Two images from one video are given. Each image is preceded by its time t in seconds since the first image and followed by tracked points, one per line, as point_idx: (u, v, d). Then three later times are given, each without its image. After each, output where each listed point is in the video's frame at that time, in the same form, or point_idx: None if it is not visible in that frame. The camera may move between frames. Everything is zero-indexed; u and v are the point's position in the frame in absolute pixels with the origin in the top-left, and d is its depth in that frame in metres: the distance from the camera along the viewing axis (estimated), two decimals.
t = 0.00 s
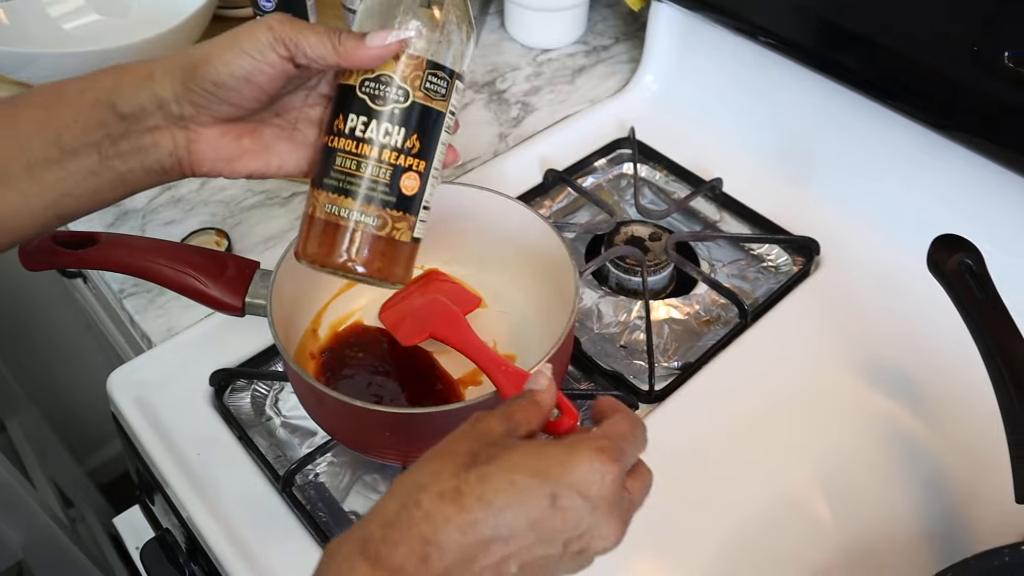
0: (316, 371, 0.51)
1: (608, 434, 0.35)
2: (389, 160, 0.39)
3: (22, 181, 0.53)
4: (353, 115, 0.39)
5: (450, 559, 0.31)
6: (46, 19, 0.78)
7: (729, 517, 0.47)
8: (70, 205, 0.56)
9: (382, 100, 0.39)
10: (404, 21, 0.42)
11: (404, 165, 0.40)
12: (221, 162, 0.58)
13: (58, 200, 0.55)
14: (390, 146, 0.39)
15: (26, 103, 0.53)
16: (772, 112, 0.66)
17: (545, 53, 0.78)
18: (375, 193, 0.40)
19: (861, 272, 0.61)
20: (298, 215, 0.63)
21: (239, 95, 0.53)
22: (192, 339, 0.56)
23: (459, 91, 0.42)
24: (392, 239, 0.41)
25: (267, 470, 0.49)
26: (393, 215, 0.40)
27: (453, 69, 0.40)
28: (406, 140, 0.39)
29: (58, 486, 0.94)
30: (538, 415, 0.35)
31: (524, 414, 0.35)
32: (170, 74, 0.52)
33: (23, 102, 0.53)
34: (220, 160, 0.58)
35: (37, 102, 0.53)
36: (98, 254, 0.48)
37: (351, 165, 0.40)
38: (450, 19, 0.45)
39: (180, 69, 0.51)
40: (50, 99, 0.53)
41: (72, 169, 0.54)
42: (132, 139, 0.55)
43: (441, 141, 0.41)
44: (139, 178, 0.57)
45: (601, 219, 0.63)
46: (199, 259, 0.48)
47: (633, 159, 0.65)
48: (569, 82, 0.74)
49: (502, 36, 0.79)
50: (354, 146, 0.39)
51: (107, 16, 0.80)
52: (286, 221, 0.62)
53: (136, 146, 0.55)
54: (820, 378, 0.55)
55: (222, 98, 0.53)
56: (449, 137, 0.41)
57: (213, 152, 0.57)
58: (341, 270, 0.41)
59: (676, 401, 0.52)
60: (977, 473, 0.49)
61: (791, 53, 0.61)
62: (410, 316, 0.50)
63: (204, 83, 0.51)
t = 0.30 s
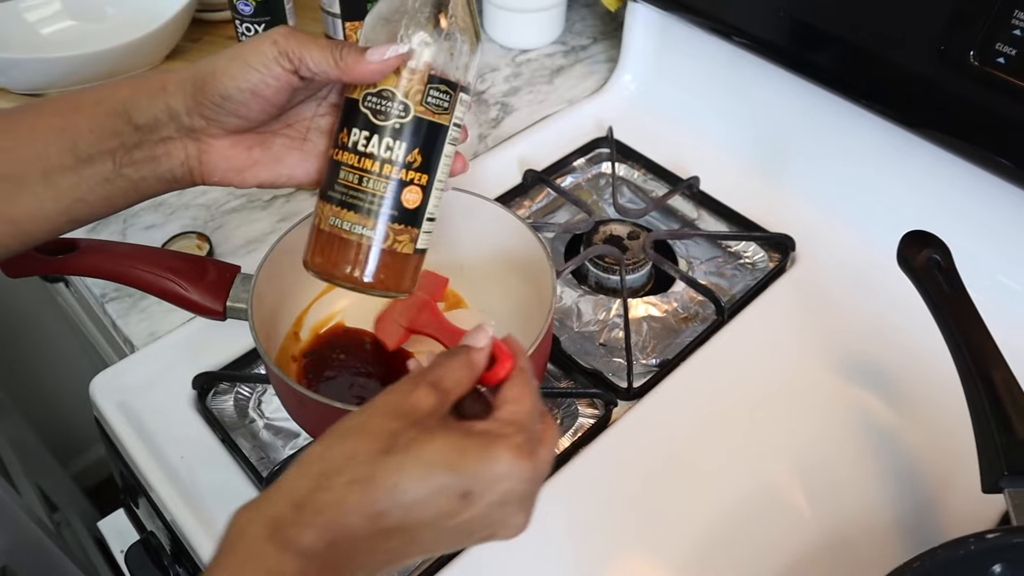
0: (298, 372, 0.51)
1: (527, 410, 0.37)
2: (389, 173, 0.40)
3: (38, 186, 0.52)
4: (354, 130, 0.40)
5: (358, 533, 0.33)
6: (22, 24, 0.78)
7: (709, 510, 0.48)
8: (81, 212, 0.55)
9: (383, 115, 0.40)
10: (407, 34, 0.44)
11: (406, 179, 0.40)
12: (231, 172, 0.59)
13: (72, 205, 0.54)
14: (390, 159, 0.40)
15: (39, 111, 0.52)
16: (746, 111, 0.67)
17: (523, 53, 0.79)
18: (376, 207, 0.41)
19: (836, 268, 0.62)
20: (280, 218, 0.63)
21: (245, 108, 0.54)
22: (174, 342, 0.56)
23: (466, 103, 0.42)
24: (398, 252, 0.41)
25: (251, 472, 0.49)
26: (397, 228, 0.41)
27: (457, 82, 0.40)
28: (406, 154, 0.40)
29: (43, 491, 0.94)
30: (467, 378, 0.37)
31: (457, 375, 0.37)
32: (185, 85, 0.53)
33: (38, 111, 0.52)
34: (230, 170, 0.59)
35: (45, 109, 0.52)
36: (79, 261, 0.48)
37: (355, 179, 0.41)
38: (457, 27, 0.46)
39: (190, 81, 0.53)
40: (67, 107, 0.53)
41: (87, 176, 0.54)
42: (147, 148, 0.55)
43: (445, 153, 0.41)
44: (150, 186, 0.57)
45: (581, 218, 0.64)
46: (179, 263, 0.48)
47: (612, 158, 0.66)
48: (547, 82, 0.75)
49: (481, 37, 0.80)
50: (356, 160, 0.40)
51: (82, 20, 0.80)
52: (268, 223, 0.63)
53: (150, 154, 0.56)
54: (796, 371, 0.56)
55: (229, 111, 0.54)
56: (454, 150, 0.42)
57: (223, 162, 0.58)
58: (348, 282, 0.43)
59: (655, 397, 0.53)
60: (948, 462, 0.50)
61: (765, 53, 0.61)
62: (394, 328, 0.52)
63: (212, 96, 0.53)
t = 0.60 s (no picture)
0: (285, 383, 0.51)
1: None
2: (348, 172, 0.41)
3: (21, 185, 0.56)
4: (319, 131, 0.42)
5: None
6: (5, 35, 0.77)
7: (695, 514, 0.48)
8: (64, 208, 0.58)
9: (343, 114, 0.41)
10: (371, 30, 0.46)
11: (365, 178, 0.41)
12: (207, 171, 0.61)
13: (54, 202, 0.57)
14: (349, 158, 0.41)
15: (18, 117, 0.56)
16: (730, 116, 0.68)
17: (508, 60, 0.80)
18: (336, 206, 0.42)
19: (822, 272, 0.62)
20: (266, 227, 0.64)
21: (217, 109, 0.58)
22: (160, 352, 0.56)
23: (434, 105, 0.43)
24: (360, 252, 0.43)
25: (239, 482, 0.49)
26: (358, 227, 0.42)
27: (418, 83, 0.41)
28: (365, 153, 0.41)
29: (31, 500, 0.94)
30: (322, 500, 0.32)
31: (313, 494, 0.32)
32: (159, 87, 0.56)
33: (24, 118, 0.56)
34: (206, 170, 0.62)
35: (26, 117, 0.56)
36: (62, 273, 0.48)
37: (317, 178, 0.42)
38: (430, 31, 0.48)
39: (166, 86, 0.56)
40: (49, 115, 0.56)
41: (67, 174, 0.57)
42: (127, 148, 0.59)
43: (408, 154, 0.42)
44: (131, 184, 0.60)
45: (566, 226, 0.64)
46: (163, 274, 0.48)
47: (597, 164, 0.66)
48: (532, 89, 0.76)
49: (466, 43, 0.81)
50: (319, 159, 0.42)
51: (65, 30, 0.80)
52: (254, 232, 0.63)
53: (130, 153, 0.59)
54: (780, 375, 0.56)
55: (203, 112, 0.58)
56: (420, 150, 0.43)
57: (199, 162, 0.61)
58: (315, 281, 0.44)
59: (641, 403, 0.53)
60: (933, 464, 0.51)
61: (746, 59, 0.62)
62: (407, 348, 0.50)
63: (185, 97, 0.56)
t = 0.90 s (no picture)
0: (288, 391, 0.51)
1: None
2: (339, 158, 0.42)
3: (37, 179, 0.56)
4: (314, 119, 0.43)
5: None
6: (7, 42, 0.78)
7: (696, 521, 0.49)
8: (79, 204, 0.58)
9: (335, 100, 0.42)
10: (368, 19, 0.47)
11: (355, 163, 0.42)
12: (212, 165, 0.62)
13: (69, 198, 0.57)
14: (339, 144, 0.42)
15: (41, 112, 0.56)
16: (728, 125, 0.68)
17: (508, 67, 0.81)
18: (329, 193, 0.43)
19: (823, 281, 0.62)
20: (268, 234, 0.64)
21: (220, 101, 0.58)
22: (163, 360, 0.56)
23: (427, 94, 0.43)
24: (354, 239, 0.43)
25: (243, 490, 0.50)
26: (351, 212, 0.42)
27: (407, 69, 0.41)
28: (354, 138, 0.42)
29: (28, 506, 0.93)
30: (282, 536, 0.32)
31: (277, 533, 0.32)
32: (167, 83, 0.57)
33: (34, 116, 0.56)
34: (212, 164, 0.62)
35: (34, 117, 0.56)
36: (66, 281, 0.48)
37: (310, 165, 0.43)
38: (426, 24, 0.49)
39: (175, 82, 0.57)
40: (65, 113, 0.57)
41: (83, 169, 0.57)
42: (139, 143, 0.59)
43: (399, 140, 0.43)
44: (144, 179, 0.60)
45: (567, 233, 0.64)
46: (167, 282, 0.49)
47: (597, 172, 0.67)
48: (532, 97, 0.77)
49: (466, 51, 0.82)
50: (312, 146, 0.43)
51: (67, 37, 0.80)
52: (256, 240, 0.63)
53: (141, 148, 0.59)
54: (780, 382, 0.56)
55: (207, 106, 0.58)
56: (413, 138, 0.43)
57: (205, 156, 0.62)
58: (310, 271, 0.44)
59: (642, 411, 0.54)
60: (932, 470, 0.51)
61: (745, 67, 0.62)
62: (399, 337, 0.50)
63: (189, 91, 0.56)
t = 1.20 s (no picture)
0: (296, 406, 0.51)
1: None
2: (343, 168, 0.42)
3: (50, 196, 0.56)
4: (318, 130, 0.43)
5: None
6: (18, 56, 0.78)
7: (702, 537, 0.48)
8: (91, 218, 0.59)
9: (338, 113, 0.42)
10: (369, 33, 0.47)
11: (359, 174, 0.42)
12: (222, 178, 0.62)
13: (82, 212, 0.58)
14: (343, 154, 0.42)
15: (53, 129, 0.56)
16: (735, 140, 0.69)
17: (516, 82, 0.82)
18: (333, 203, 0.43)
19: (828, 292, 0.63)
20: (276, 248, 0.64)
21: (228, 115, 0.58)
22: (171, 373, 0.56)
23: (431, 104, 0.43)
24: (359, 248, 0.43)
25: (249, 505, 0.50)
26: (355, 223, 0.43)
27: (410, 80, 0.42)
28: (357, 149, 0.42)
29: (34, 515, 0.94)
30: None
31: None
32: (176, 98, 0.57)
33: (45, 136, 0.56)
34: (222, 176, 0.63)
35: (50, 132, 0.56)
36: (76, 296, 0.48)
37: (314, 175, 0.43)
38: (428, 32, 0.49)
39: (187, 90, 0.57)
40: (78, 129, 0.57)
41: (94, 185, 0.57)
42: (149, 157, 0.59)
43: (403, 151, 0.43)
44: (154, 192, 0.61)
45: (573, 248, 0.65)
46: (176, 298, 0.49)
47: (604, 187, 0.67)
48: (540, 112, 0.77)
49: (474, 66, 0.83)
50: (316, 157, 0.43)
51: (78, 51, 0.80)
52: (264, 253, 0.63)
53: (151, 163, 0.60)
54: (788, 398, 0.56)
55: (215, 120, 0.58)
56: (417, 148, 0.44)
57: (215, 169, 0.62)
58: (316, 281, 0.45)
59: (649, 427, 0.54)
60: (938, 484, 0.51)
61: (752, 83, 0.62)
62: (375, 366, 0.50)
63: (197, 106, 0.56)
